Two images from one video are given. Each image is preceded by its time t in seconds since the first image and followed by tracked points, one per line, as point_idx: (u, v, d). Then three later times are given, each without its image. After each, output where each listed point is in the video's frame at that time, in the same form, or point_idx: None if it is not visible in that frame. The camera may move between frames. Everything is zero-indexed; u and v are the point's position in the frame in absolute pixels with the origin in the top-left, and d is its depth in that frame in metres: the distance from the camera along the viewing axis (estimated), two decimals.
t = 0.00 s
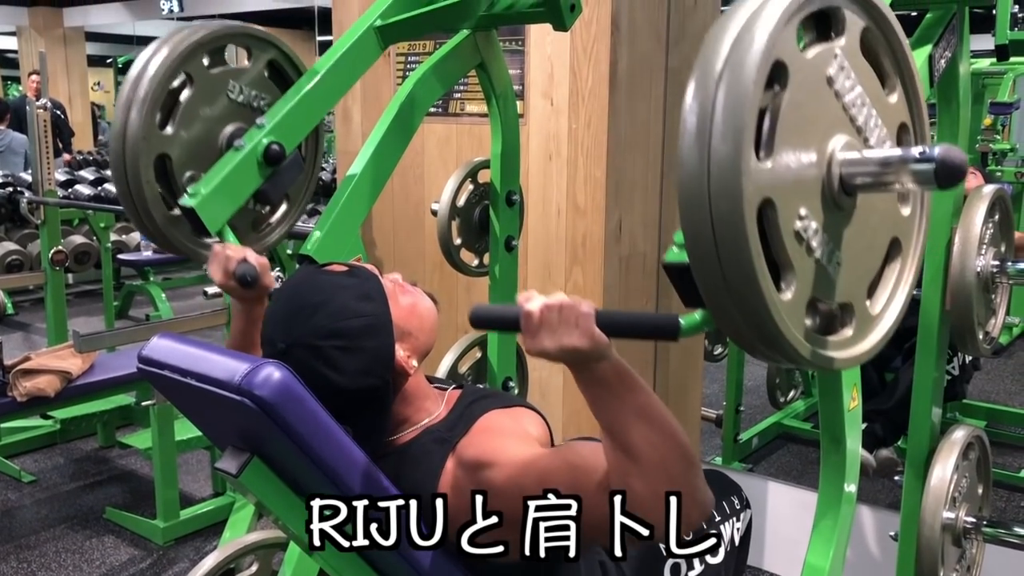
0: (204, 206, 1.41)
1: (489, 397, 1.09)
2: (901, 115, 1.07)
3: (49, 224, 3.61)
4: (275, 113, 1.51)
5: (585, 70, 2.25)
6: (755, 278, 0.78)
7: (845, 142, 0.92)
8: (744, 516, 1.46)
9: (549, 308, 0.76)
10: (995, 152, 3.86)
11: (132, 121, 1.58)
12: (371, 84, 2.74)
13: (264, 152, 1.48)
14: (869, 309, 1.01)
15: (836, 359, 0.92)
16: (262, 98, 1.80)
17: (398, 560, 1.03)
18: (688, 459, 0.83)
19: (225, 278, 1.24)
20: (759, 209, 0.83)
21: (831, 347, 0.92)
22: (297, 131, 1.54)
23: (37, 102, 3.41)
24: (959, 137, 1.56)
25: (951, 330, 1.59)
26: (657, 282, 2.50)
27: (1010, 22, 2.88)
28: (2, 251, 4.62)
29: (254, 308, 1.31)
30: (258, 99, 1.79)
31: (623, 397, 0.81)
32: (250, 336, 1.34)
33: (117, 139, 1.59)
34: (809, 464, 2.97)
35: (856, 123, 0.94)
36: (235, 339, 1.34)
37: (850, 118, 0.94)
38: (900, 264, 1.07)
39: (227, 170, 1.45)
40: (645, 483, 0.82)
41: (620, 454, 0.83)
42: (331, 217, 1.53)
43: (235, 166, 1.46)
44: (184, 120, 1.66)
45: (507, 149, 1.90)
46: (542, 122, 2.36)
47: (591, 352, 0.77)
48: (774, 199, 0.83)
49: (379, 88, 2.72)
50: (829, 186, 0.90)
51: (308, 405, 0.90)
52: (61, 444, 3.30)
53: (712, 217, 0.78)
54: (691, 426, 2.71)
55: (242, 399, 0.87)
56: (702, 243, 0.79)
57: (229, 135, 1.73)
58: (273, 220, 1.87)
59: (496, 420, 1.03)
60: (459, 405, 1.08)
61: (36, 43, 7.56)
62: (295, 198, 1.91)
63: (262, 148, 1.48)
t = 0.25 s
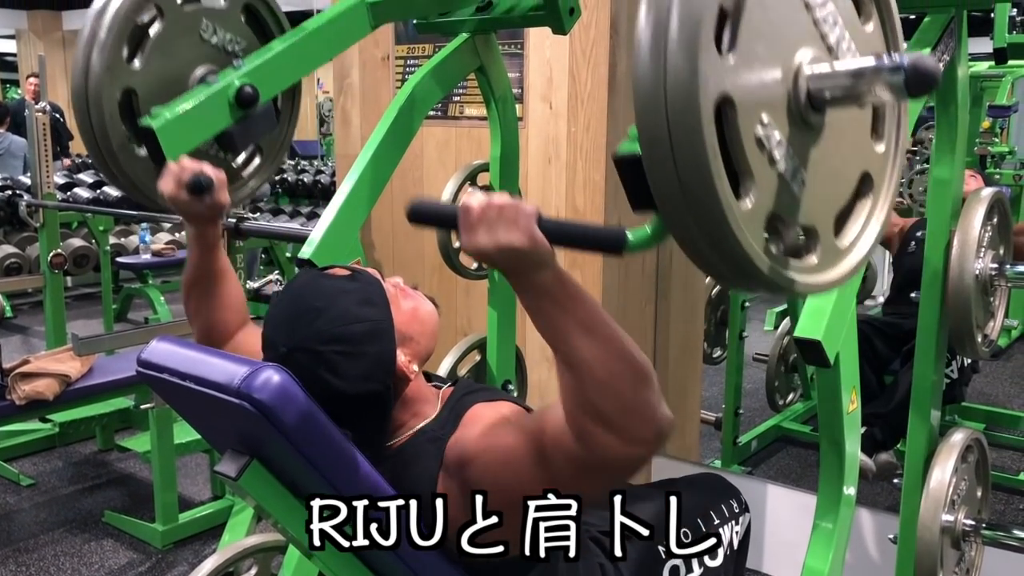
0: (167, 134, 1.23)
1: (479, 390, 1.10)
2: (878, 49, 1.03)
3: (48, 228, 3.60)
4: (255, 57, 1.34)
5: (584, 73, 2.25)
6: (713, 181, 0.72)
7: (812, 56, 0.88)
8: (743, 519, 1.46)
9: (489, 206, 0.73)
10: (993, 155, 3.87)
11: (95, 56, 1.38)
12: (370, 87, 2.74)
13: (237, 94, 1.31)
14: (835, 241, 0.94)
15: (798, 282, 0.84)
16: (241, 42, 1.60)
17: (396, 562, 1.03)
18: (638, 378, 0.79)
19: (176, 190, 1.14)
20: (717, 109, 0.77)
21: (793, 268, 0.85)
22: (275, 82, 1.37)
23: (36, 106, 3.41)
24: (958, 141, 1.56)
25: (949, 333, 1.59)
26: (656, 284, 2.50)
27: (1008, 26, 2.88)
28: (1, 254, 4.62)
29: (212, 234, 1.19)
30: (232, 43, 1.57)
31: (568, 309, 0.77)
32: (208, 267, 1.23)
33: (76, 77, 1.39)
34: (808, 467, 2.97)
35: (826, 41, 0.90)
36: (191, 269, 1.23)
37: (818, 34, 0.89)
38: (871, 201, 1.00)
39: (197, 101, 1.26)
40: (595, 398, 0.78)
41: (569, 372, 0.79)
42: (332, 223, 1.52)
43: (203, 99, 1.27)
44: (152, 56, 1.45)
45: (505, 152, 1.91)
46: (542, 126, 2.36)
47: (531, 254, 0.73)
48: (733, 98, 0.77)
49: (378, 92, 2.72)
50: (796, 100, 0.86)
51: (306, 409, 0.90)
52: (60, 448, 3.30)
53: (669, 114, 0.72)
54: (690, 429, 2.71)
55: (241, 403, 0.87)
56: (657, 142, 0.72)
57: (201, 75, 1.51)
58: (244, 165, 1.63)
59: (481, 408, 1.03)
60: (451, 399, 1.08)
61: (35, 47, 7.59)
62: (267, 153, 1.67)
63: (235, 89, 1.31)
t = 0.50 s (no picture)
0: (141, 56, 1.18)
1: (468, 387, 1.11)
2: None
3: (48, 232, 3.61)
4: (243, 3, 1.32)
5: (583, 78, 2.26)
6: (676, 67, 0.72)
7: None
8: (743, 522, 1.46)
9: (440, 90, 0.76)
10: (992, 158, 3.88)
11: None
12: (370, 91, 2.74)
13: (220, 33, 1.27)
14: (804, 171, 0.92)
15: (766, 194, 0.83)
16: None
17: (391, 559, 1.03)
18: (564, 297, 0.81)
19: (145, 96, 1.12)
20: None
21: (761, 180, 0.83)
22: (263, 33, 1.34)
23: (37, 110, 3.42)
24: (956, 144, 1.57)
25: (948, 336, 1.59)
26: (656, 287, 2.50)
27: (1007, 29, 2.89)
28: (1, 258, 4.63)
29: (184, 147, 1.19)
30: None
31: (510, 219, 0.78)
32: (189, 191, 1.23)
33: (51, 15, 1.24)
34: (808, 470, 2.97)
35: None
36: (175, 193, 1.23)
37: None
38: (844, 138, 0.98)
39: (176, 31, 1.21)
40: (519, 314, 0.80)
41: (503, 284, 0.80)
42: (332, 226, 1.53)
43: (184, 32, 1.23)
44: None
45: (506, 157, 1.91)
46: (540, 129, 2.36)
47: (479, 141, 0.75)
48: None
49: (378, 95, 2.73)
50: (770, 9, 0.86)
51: (305, 412, 0.90)
52: (60, 452, 3.30)
53: None
54: (690, 432, 2.71)
55: (241, 408, 0.87)
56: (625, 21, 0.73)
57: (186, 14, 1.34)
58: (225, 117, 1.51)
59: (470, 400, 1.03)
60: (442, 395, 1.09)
61: (35, 51, 7.61)
62: (245, 111, 1.55)
63: (218, 28, 1.27)
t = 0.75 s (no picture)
0: (158, 114, 1.15)
1: (477, 395, 1.10)
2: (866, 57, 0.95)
3: (48, 234, 3.60)
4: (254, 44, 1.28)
5: (583, 80, 2.26)
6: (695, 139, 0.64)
7: (797, 25, 0.79)
8: (745, 524, 1.46)
9: (471, 170, 0.68)
10: (993, 159, 3.88)
11: (87, 45, 1.22)
12: (370, 93, 2.74)
13: (231, 80, 1.23)
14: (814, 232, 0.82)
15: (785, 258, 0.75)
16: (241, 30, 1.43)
17: (389, 560, 1.03)
18: (616, 352, 0.76)
19: (166, 168, 1.13)
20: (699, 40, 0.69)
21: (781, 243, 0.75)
22: (271, 72, 1.30)
23: (37, 113, 3.42)
24: (956, 146, 1.57)
25: (949, 337, 1.59)
26: (657, 291, 2.50)
27: (1007, 31, 2.89)
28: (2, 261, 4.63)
29: (202, 214, 1.22)
30: (236, 36, 1.41)
31: (549, 282, 0.74)
32: (203, 248, 1.26)
33: (68, 63, 1.24)
34: (808, 472, 2.97)
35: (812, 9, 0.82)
36: (187, 251, 1.26)
37: None
38: (852, 199, 0.89)
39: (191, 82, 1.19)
40: (570, 375, 0.76)
41: (547, 346, 0.75)
42: (333, 229, 1.53)
43: (198, 83, 1.19)
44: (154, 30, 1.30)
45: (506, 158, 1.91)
46: (541, 131, 2.37)
47: (511, 220, 0.69)
48: (717, 29, 0.69)
49: (378, 98, 2.73)
50: (784, 69, 0.77)
51: (307, 415, 0.90)
52: (60, 454, 3.30)
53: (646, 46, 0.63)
54: (692, 434, 2.71)
55: (242, 409, 0.87)
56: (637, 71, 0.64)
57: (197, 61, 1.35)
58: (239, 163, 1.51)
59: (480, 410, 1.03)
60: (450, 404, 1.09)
61: (36, 55, 7.63)
62: (251, 154, 1.53)
63: (229, 74, 1.23)
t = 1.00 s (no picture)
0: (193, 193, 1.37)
1: (490, 406, 1.07)
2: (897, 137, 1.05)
3: (49, 235, 3.61)
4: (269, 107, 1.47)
5: (584, 81, 2.26)
6: (736, 251, 0.75)
7: (835, 135, 0.90)
8: (746, 525, 1.46)
9: (536, 297, 0.76)
10: (994, 161, 3.88)
11: (121, 111, 1.47)
12: (372, 94, 2.75)
13: (256, 146, 1.44)
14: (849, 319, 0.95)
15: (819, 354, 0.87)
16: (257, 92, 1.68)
17: (389, 560, 1.03)
18: (679, 451, 0.83)
19: (212, 266, 1.28)
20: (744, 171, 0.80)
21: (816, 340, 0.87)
22: (289, 125, 1.49)
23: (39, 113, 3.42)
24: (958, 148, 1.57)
25: (950, 339, 1.59)
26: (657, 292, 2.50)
27: (1009, 32, 2.89)
28: (3, 262, 4.64)
29: (243, 300, 1.35)
30: (258, 97, 1.68)
31: (612, 388, 0.81)
32: (241, 326, 1.37)
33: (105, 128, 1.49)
34: (809, 474, 2.97)
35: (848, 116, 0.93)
36: (227, 328, 1.37)
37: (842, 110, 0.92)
38: (883, 282, 1.02)
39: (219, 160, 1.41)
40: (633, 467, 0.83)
41: (614, 446, 0.82)
42: (332, 229, 1.53)
43: (225, 158, 1.42)
44: (180, 101, 1.56)
45: (506, 160, 1.90)
46: (542, 132, 2.37)
47: (579, 342, 0.77)
48: (761, 162, 0.80)
49: (380, 100, 2.74)
50: (820, 177, 0.87)
51: (309, 417, 0.91)
52: (61, 455, 3.30)
53: (700, 185, 0.75)
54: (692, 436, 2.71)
55: (244, 410, 0.87)
56: (688, 204, 0.75)
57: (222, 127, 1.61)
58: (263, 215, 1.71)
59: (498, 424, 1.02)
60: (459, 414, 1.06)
61: (39, 56, 7.66)
62: (277, 207, 1.72)
63: (254, 141, 1.44)
